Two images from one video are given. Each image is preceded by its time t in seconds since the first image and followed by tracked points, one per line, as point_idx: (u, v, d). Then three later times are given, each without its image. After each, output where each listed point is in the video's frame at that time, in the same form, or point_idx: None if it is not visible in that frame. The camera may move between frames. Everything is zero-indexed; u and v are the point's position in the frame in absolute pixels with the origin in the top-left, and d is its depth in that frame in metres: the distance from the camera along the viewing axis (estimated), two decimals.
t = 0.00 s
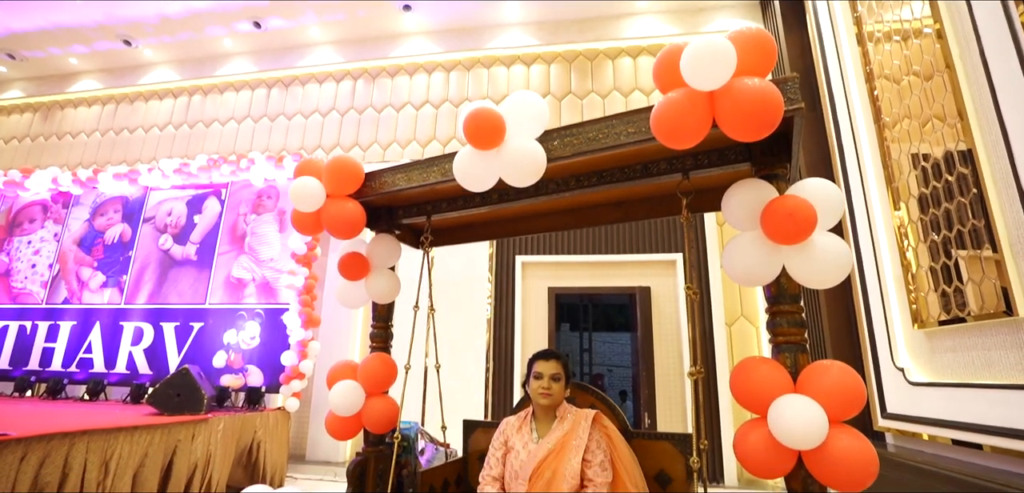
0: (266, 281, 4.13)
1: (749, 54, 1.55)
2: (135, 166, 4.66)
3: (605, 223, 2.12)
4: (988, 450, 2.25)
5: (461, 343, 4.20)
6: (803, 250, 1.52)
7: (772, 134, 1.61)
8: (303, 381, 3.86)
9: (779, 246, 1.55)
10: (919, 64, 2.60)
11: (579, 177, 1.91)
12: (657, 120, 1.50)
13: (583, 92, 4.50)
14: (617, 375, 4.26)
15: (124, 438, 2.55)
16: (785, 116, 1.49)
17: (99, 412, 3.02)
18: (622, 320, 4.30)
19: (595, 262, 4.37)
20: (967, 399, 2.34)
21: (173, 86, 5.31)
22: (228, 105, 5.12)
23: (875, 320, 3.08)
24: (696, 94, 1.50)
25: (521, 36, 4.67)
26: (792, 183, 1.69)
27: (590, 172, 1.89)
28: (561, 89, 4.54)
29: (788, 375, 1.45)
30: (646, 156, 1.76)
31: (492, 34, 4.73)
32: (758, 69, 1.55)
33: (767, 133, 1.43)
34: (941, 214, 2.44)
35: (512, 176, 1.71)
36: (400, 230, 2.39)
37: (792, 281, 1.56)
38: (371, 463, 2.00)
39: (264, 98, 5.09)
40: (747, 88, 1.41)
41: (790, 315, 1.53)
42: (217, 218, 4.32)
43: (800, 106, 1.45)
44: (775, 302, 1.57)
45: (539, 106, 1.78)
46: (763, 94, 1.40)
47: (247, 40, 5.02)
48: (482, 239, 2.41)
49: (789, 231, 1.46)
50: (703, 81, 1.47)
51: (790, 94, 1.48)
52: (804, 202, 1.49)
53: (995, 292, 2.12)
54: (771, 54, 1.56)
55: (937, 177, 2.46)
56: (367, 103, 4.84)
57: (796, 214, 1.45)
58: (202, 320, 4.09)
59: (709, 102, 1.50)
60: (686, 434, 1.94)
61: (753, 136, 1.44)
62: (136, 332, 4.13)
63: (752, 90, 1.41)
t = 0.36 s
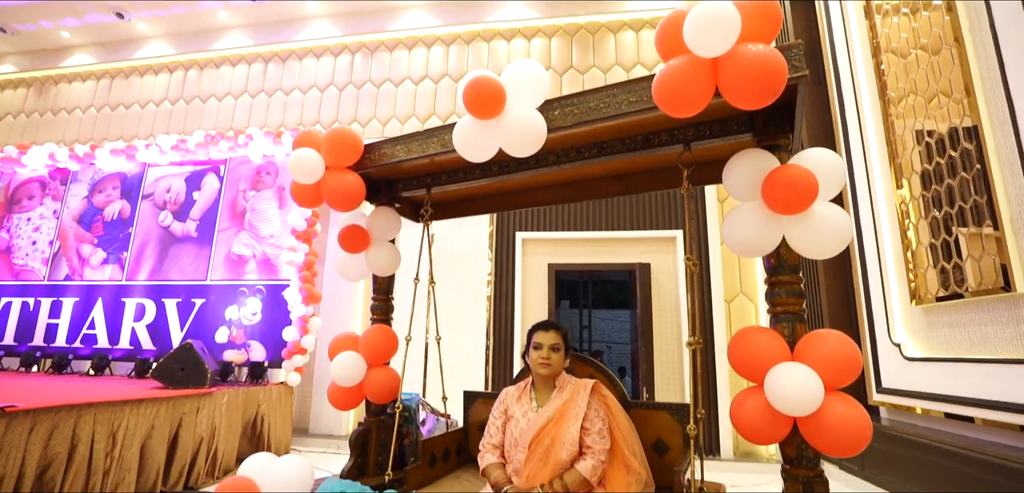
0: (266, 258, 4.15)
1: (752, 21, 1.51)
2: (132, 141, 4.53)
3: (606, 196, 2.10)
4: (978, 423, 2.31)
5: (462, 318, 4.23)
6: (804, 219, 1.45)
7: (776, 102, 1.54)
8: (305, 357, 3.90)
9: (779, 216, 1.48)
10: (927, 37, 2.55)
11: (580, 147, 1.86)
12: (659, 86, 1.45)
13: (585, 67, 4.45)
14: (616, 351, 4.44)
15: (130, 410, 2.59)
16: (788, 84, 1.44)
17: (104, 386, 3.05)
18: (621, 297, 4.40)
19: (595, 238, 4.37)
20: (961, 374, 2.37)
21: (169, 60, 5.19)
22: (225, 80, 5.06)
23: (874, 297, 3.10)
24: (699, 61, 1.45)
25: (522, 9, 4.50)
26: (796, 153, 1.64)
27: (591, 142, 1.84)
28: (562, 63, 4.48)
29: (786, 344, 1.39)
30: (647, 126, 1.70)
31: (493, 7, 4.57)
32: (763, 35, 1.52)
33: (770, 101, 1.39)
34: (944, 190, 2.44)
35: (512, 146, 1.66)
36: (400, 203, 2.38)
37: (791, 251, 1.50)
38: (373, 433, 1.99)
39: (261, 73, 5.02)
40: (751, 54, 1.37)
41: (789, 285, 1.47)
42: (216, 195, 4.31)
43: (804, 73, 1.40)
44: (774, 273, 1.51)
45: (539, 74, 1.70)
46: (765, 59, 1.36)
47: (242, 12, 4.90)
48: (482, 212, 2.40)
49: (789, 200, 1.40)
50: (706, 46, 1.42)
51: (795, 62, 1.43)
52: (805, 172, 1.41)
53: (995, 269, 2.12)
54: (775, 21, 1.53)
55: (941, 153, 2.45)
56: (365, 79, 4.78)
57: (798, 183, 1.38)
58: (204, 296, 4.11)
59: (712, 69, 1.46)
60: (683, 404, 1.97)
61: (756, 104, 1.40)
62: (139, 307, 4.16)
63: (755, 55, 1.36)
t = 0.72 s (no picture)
0: (266, 235, 4.14)
1: None
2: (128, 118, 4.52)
3: (606, 169, 2.08)
4: (971, 396, 2.35)
5: (462, 294, 4.25)
6: (804, 189, 1.42)
7: (779, 71, 1.50)
8: (307, 332, 3.92)
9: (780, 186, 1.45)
10: (935, 9, 2.51)
11: (581, 119, 1.83)
12: (660, 54, 1.38)
13: (585, 42, 4.38)
14: (615, 328, 4.51)
15: (134, 385, 2.62)
16: (791, 51, 1.39)
17: (108, 362, 3.08)
18: (621, 274, 4.51)
19: (595, 215, 4.37)
20: (956, 348, 2.39)
21: (162, 34, 5.06)
22: (220, 55, 4.97)
23: (873, 273, 3.10)
24: (701, 26, 1.37)
25: None
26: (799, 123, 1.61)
27: (592, 113, 1.81)
28: (563, 38, 4.41)
29: (785, 313, 1.38)
30: (648, 96, 1.67)
31: None
32: None
33: (774, 68, 1.32)
34: (946, 166, 2.42)
35: (510, 115, 1.61)
36: (399, 177, 2.37)
37: (791, 221, 1.47)
38: (375, 404, 2.00)
39: (257, 48, 4.93)
40: (756, 19, 1.29)
41: (789, 255, 1.45)
42: (214, 172, 4.26)
43: (809, 39, 1.35)
44: (774, 244, 1.49)
45: (541, 43, 1.69)
46: (771, 24, 1.28)
47: None
48: (482, 187, 2.39)
49: (789, 168, 1.36)
50: (709, 11, 1.33)
51: (800, 27, 1.38)
52: (807, 139, 1.37)
53: (995, 245, 2.13)
54: None
55: (945, 128, 2.42)
56: (363, 53, 4.71)
57: (799, 150, 1.35)
58: (205, 274, 4.12)
59: (715, 36, 1.38)
60: (681, 374, 2.00)
61: (760, 72, 1.33)
62: (140, 286, 4.17)
63: (760, 20, 1.29)
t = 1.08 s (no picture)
0: (266, 212, 4.12)
1: None
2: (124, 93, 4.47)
3: (607, 142, 2.06)
4: (966, 371, 2.38)
5: (463, 270, 4.26)
6: (807, 158, 1.38)
7: (784, 39, 1.47)
8: (308, 308, 3.95)
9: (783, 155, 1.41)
10: None
11: (582, 89, 1.80)
12: (664, 21, 1.35)
13: (587, 15, 4.30)
14: (614, 305, 4.40)
15: (139, 359, 2.66)
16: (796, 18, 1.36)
17: (112, 337, 3.11)
18: (621, 253, 4.40)
19: (595, 192, 4.35)
20: (953, 323, 2.41)
21: (155, 8, 4.97)
22: (215, 29, 4.88)
23: (873, 249, 3.11)
24: None
25: None
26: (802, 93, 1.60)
27: (593, 84, 1.79)
28: (564, 11, 4.33)
29: (783, 284, 1.36)
30: (650, 65, 1.64)
31: None
32: None
33: (778, 35, 1.31)
34: (950, 141, 2.40)
35: (510, 85, 1.57)
36: (399, 149, 2.35)
37: (793, 192, 1.45)
38: (377, 375, 2.02)
39: (252, 22, 4.83)
40: None
41: (789, 227, 1.44)
42: (212, 148, 4.22)
43: (815, 5, 1.32)
44: (774, 214, 1.48)
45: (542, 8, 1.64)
46: None
47: None
48: (481, 160, 2.37)
49: (790, 136, 1.32)
50: None
51: None
52: (810, 109, 1.32)
53: (996, 222, 2.13)
54: None
55: (951, 103, 2.40)
56: (361, 27, 4.63)
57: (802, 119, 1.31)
58: (205, 250, 4.12)
59: None
60: (680, 347, 2.02)
61: (765, 38, 1.31)
62: (141, 262, 4.18)
63: None
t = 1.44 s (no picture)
0: (265, 188, 4.09)
1: None
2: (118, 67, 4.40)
3: (609, 113, 2.04)
4: (962, 345, 2.41)
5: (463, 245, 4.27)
6: (810, 126, 1.34)
7: (790, 6, 1.44)
8: (308, 284, 3.98)
9: (786, 124, 1.37)
10: None
11: (583, 58, 1.77)
12: None
13: None
14: (615, 282, 4.44)
15: (142, 333, 2.68)
16: None
17: (115, 312, 3.13)
18: (622, 230, 4.44)
19: (596, 167, 4.32)
20: (951, 298, 2.43)
21: None
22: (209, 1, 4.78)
23: (874, 225, 3.10)
24: None
25: None
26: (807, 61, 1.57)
27: (594, 52, 1.75)
28: None
29: (782, 253, 1.33)
30: (652, 33, 1.61)
31: None
32: None
33: None
34: (956, 115, 2.38)
35: (510, 52, 1.54)
36: (399, 121, 2.33)
37: (795, 161, 1.41)
38: (377, 347, 2.03)
39: None
40: None
41: (790, 196, 1.39)
42: (210, 123, 4.18)
43: None
44: (776, 185, 1.42)
45: None
46: None
47: None
48: (481, 132, 2.35)
49: (793, 103, 1.29)
50: None
51: None
52: (815, 75, 1.28)
53: (998, 197, 2.12)
54: None
55: (958, 76, 2.37)
56: None
57: (806, 86, 1.27)
58: (205, 227, 4.12)
59: None
60: (679, 317, 2.03)
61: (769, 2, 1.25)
62: (141, 239, 4.18)
63: None
